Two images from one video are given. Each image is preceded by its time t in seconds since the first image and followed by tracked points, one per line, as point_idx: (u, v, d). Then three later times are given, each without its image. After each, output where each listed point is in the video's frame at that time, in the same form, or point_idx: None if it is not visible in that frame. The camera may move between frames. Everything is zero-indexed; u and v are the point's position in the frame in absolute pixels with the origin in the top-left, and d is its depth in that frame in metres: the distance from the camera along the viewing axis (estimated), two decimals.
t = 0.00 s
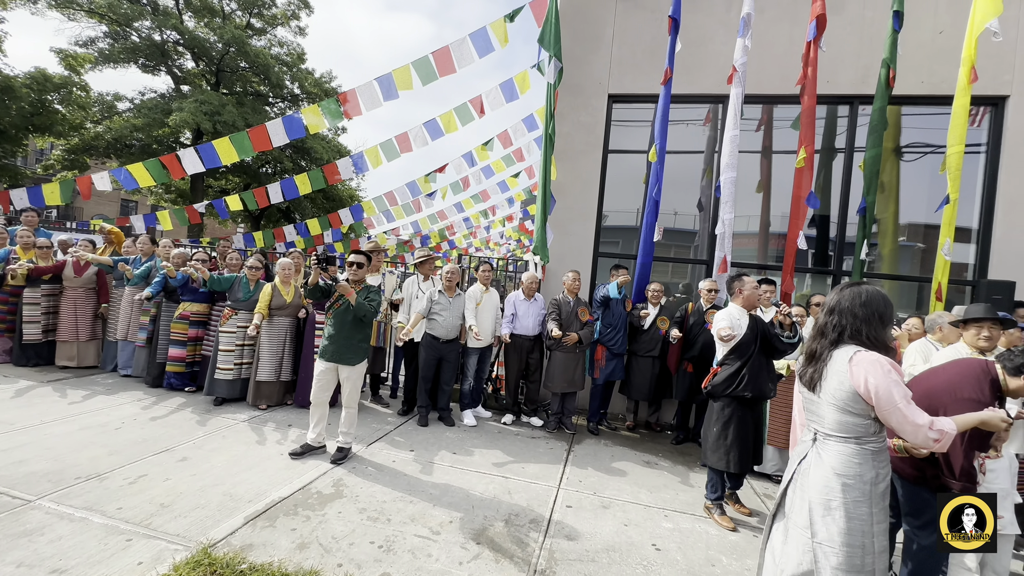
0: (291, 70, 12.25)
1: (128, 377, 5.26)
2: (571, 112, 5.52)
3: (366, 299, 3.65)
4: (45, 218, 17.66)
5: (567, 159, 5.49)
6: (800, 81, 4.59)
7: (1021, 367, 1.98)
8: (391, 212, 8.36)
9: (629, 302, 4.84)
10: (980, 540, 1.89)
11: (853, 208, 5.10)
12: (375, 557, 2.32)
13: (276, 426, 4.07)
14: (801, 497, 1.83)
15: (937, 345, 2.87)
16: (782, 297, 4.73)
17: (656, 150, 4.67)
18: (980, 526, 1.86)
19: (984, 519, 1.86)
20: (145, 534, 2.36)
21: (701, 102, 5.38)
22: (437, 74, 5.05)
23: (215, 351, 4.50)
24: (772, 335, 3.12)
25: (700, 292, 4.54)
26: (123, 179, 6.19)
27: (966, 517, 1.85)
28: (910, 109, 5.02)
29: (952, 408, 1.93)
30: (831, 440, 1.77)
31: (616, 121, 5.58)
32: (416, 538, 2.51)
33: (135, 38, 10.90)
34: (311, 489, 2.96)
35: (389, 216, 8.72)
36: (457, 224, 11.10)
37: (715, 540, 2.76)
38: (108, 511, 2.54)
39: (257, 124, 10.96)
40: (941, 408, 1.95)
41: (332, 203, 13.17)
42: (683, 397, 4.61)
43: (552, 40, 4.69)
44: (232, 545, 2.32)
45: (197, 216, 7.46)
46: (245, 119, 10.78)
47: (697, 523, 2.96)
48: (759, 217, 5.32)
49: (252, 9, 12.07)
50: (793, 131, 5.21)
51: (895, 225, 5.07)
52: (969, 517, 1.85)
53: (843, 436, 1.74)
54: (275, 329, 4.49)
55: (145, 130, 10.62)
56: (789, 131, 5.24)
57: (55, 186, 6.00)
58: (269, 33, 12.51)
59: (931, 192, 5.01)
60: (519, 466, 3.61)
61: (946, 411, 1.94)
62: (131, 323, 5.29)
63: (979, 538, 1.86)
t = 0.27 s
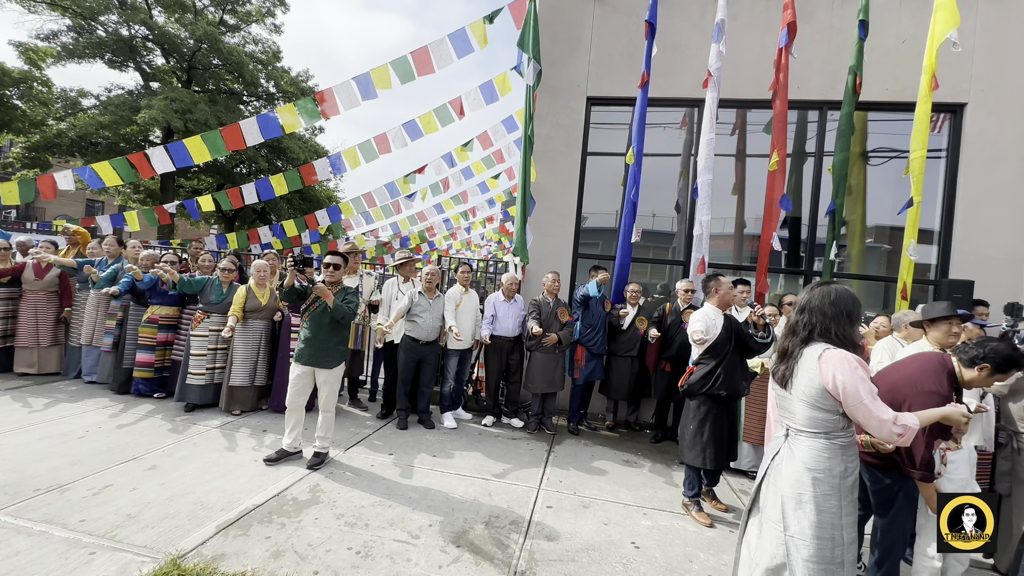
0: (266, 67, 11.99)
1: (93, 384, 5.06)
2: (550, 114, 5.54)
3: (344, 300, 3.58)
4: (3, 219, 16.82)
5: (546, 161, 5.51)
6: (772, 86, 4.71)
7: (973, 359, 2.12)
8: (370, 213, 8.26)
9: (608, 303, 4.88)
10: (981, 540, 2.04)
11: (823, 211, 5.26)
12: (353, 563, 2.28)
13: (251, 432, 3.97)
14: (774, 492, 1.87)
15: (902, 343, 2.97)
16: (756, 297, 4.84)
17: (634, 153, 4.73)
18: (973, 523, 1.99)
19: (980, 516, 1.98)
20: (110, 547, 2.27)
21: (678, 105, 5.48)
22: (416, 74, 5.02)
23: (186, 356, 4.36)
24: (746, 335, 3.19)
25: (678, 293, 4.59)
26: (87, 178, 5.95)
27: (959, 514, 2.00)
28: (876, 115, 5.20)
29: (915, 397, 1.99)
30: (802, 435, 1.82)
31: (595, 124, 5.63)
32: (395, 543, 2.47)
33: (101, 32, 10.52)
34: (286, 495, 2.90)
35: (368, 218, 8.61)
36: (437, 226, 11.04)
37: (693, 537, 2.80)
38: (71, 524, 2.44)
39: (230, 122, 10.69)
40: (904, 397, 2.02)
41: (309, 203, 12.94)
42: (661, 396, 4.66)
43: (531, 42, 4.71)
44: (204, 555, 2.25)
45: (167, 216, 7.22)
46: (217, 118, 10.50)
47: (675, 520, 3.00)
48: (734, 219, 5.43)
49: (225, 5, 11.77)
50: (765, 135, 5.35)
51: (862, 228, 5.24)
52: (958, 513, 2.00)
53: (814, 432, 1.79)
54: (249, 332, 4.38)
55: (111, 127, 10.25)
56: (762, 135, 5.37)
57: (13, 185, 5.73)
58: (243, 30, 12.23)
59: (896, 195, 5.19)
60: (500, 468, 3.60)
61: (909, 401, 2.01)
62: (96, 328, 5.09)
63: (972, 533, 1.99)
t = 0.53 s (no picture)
0: (243, 66, 11.76)
1: (59, 391, 4.87)
2: (532, 117, 5.57)
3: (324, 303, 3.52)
4: None
5: (528, 163, 5.53)
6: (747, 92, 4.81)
7: (932, 352, 2.24)
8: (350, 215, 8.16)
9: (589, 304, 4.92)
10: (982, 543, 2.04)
11: (797, 213, 5.39)
12: (331, 570, 2.25)
13: (227, 438, 3.87)
14: (750, 489, 1.91)
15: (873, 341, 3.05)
16: (733, 298, 4.93)
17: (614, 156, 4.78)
18: (979, 526, 2.01)
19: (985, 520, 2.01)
20: (76, 560, 2.18)
21: (657, 110, 5.56)
22: (396, 74, 4.99)
23: (158, 361, 4.24)
24: (723, 335, 3.25)
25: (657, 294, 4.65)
26: (54, 178, 5.75)
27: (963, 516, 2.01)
28: (847, 121, 5.36)
29: (880, 389, 2.06)
30: (777, 433, 1.86)
31: (576, 126, 5.67)
32: (375, 548, 2.45)
33: (69, 27, 10.17)
34: (262, 503, 2.84)
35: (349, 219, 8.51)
36: (419, 227, 10.97)
37: (673, 535, 2.83)
38: (34, 537, 2.34)
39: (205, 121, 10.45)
40: (870, 390, 2.08)
41: (287, 205, 12.73)
42: (642, 395, 4.71)
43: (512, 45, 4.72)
44: (175, 566, 2.19)
45: (139, 218, 7.01)
46: (192, 117, 10.25)
47: (655, 519, 3.03)
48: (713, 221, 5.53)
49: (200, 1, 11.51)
50: (742, 139, 5.47)
51: (835, 230, 5.39)
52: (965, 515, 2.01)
53: (788, 429, 1.83)
54: (224, 337, 4.28)
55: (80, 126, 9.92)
56: (738, 139, 5.49)
57: None
58: (219, 28, 11.97)
59: (867, 199, 5.36)
60: (482, 470, 3.59)
61: (874, 393, 2.08)
62: (63, 333, 4.91)
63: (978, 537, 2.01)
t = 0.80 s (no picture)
0: (223, 66, 11.53)
1: (27, 399, 4.70)
2: (516, 119, 5.58)
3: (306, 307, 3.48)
4: None
5: (512, 165, 5.53)
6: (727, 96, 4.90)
7: (898, 346, 2.32)
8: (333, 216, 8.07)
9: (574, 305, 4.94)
10: (981, 541, 2.18)
11: (776, 216, 5.50)
12: None
13: (204, 445, 3.78)
14: (731, 487, 1.94)
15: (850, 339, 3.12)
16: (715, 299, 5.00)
17: (597, 158, 4.82)
18: (978, 526, 2.17)
19: (984, 520, 2.17)
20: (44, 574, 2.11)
21: (639, 113, 5.62)
22: (379, 75, 4.95)
23: (132, 366, 4.12)
24: (703, 336, 3.30)
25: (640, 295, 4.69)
26: (22, 178, 5.56)
27: (966, 516, 2.16)
28: (823, 126, 5.50)
29: (853, 381, 2.11)
30: (756, 431, 1.89)
31: (559, 129, 5.70)
32: (358, 554, 2.42)
33: (39, 23, 9.86)
34: (242, 510, 2.78)
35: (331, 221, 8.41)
36: (403, 229, 10.89)
37: (656, 534, 2.86)
38: None
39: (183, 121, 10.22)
40: (843, 382, 2.13)
41: (268, 206, 12.53)
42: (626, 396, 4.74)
43: (495, 47, 4.73)
44: None
45: (113, 219, 6.82)
46: (169, 116, 10.02)
47: (639, 519, 3.05)
48: (694, 223, 5.61)
49: None
50: (722, 143, 5.56)
51: (812, 232, 5.52)
52: (969, 516, 2.16)
53: (766, 428, 1.87)
54: (201, 340, 4.19)
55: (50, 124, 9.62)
56: (719, 143, 5.58)
57: None
58: (198, 26, 11.73)
59: (842, 202, 5.49)
60: (467, 473, 3.58)
61: (847, 386, 2.13)
62: (32, 339, 4.75)
63: (979, 537, 2.16)
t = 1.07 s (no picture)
0: (205, 64, 11.35)
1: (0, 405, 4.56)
2: (502, 120, 5.58)
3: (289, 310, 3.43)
4: None
5: (498, 167, 5.53)
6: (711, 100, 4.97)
7: (870, 339, 2.38)
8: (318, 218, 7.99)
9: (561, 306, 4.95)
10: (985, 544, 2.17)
11: (759, 217, 5.59)
12: None
13: (186, 450, 3.71)
14: (716, 485, 1.96)
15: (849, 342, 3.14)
16: (699, 300, 5.06)
17: (583, 160, 4.84)
18: (980, 527, 2.18)
19: (986, 521, 2.17)
20: None
21: (625, 115, 5.67)
22: (365, 75, 4.92)
23: (110, 371, 4.03)
24: (688, 337, 3.35)
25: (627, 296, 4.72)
26: None
27: (966, 516, 2.19)
28: (804, 129, 5.60)
29: (834, 374, 2.17)
30: (741, 430, 1.92)
31: (546, 130, 5.72)
32: (344, 559, 2.39)
33: (12, 18, 9.60)
34: (224, 516, 2.73)
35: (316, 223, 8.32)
36: (390, 231, 10.83)
37: (643, 533, 2.88)
38: None
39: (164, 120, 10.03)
40: (825, 375, 2.20)
41: (252, 207, 12.36)
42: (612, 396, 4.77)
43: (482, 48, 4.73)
44: None
45: (90, 220, 6.67)
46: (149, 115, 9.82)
47: (626, 518, 3.07)
48: (680, 225, 5.67)
49: None
50: (706, 146, 5.63)
51: (794, 233, 5.61)
52: (969, 516, 2.19)
53: (750, 426, 1.89)
54: (182, 344, 4.11)
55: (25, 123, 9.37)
56: (703, 145, 5.65)
57: None
58: (179, 24, 11.52)
59: (823, 204, 5.60)
60: (454, 475, 3.56)
61: (828, 379, 2.19)
62: (5, 343, 4.62)
63: (980, 538, 2.18)
